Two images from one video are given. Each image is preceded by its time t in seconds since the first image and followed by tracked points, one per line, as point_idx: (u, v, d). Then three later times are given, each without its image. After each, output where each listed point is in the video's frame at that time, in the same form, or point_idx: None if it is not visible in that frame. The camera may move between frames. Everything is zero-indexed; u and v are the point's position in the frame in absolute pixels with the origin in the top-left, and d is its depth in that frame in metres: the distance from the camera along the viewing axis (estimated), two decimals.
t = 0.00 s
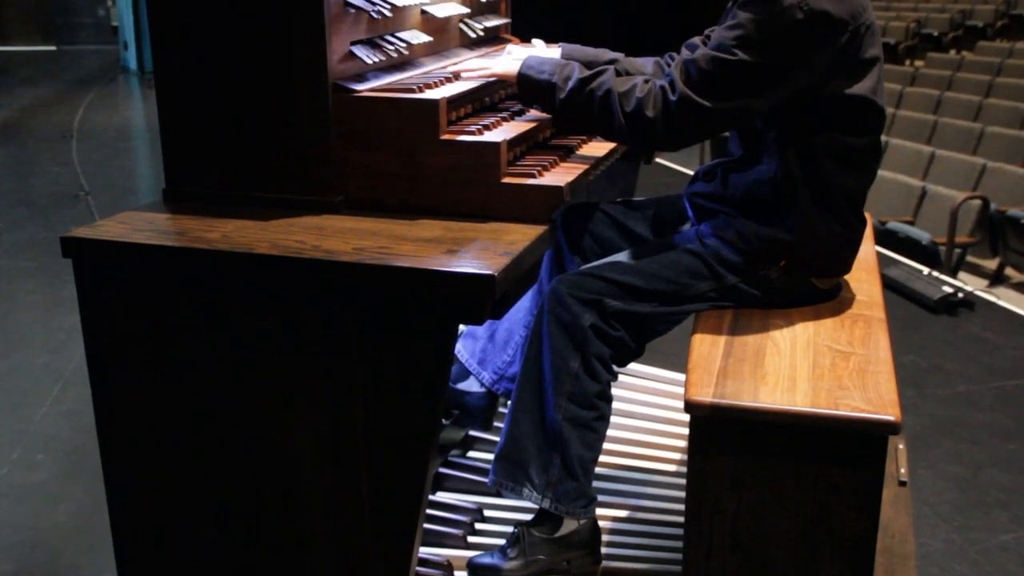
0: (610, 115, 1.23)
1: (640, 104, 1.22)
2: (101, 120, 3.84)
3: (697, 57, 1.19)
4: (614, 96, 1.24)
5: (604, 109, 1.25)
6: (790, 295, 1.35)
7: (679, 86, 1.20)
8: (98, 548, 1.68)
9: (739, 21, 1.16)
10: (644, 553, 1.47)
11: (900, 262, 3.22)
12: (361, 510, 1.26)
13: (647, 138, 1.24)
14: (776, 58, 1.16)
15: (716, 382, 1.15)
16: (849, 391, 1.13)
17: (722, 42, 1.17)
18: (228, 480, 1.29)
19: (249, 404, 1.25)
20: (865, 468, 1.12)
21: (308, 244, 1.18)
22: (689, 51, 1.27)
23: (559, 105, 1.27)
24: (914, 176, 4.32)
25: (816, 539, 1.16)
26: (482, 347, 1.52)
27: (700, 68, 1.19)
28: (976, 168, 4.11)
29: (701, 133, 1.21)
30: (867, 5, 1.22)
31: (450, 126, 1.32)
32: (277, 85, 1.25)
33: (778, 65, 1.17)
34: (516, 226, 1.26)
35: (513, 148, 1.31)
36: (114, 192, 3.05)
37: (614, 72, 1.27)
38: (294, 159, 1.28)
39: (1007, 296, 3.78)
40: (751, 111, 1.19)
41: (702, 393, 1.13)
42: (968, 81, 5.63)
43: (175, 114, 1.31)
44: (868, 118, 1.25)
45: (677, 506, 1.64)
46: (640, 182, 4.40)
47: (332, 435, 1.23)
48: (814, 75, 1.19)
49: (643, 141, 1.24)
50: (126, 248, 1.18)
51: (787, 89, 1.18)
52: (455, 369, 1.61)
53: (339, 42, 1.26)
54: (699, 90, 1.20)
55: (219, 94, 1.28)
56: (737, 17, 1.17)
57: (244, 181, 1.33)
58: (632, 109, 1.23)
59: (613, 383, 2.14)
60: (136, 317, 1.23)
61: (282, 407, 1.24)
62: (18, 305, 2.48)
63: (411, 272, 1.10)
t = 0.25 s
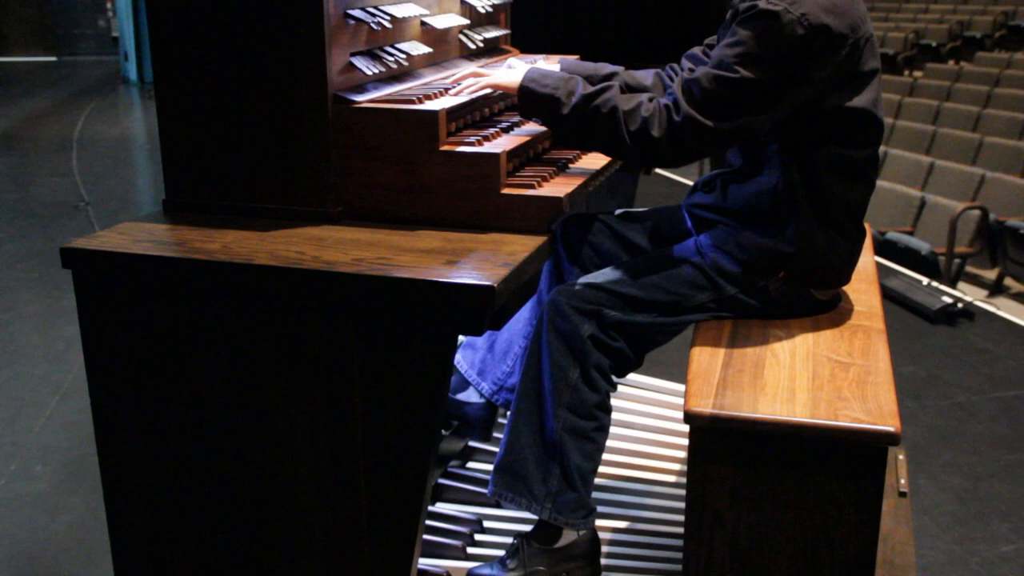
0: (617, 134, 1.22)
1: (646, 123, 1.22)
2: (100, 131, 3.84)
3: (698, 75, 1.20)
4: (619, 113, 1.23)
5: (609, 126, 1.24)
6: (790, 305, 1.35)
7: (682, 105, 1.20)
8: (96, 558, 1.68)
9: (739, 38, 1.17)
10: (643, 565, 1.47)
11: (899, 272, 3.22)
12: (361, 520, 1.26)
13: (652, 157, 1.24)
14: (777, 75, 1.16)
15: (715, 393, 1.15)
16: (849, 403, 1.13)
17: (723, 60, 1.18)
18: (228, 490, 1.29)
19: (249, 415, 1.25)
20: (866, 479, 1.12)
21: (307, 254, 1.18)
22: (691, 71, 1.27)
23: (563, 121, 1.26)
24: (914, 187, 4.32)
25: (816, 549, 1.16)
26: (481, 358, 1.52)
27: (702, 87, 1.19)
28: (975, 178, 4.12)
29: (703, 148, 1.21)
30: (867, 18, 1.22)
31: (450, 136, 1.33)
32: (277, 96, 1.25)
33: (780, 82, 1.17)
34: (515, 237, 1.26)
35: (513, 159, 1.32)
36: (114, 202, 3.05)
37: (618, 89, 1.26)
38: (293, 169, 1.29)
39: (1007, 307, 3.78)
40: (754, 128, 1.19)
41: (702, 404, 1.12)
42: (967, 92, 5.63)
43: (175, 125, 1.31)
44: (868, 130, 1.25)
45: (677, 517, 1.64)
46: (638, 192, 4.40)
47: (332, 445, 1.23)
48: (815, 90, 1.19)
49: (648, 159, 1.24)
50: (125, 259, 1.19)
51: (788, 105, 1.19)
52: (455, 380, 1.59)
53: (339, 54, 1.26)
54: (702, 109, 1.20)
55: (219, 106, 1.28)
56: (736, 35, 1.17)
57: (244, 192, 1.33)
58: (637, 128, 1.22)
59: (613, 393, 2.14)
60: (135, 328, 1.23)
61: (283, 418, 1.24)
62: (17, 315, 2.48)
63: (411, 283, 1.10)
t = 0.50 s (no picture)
0: (619, 142, 1.21)
1: (648, 130, 1.20)
2: (100, 141, 3.84)
3: (702, 83, 1.19)
4: (621, 121, 1.22)
5: (611, 135, 1.23)
6: (790, 317, 1.35)
7: (686, 112, 1.20)
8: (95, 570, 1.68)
9: (744, 47, 1.17)
10: None
11: (899, 283, 3.22)
12: (361, 531, 1.26)
13: (654, 166, 1.22)
14: (780, 84, 1.16)
15: (715, 405, 1.15)
16: (849, 414, 1.13)
17: (728, 68, 1.18)
18: (227, 501, 1.29)
19: (250, 426, 1.25)
20: (866, 491, 1.12)
21: (308, 266, 1.18)
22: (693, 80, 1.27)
23: (565, 129, 1.25)
24: (913, 198, 4.32)
25: (816, 561, 1.15)
26: (480, 369, 1.52)
27: (706, 95, 1.18)
28: (974, 189, 4.12)
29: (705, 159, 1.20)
30: (868, 30, 1.22)
31: (450, 148, 1.33)
32: (278, 108, 1.26)
33: (783, 92, 1.17)
34: (514, 249, 1.26)
35: (511, 171, 1.31)
36: (114, 213, 3.05)
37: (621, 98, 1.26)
38: (294, 181, 1.29)
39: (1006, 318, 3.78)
40: (758, 136, 1.19)
41: (701, 415, 1.12)
42: (965, 103, 5.64)
43: (176, 137, 1.31)
44: (867, 141, 1.25)
45: (677, 528, 1.64)
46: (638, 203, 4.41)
47: (332, 456, 1.23)
48: (819, 99, 1.19)
49: (650, 168, 1.23)
50: (126, 271, 1.19)
51: (791, 115, 1.19)
52: (454, 392, 1.60)
53: (339, 66, 1.26)
54: (705, 117, 1.19)
55: (220, 118, 1.29)
56: (741, 44, 1.17)
57: (244, 204, 1.33)
58: (640, 135, 1.21)
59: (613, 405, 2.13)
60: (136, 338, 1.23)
61: (283, 429, 1.24)
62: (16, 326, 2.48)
63: (411, 294, 1.10)
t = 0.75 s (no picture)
0: (613, 150, 1.22)
1: (642, 139, 1.21)
2: (100, 154, 3.85)
3: (698, 94, 1.19)
4: (615, 129, 1.23)
5: (605, 143, 1.24)
6: (788, 330, 1.35)
7: (681, 122, 1.19)
8: None
9: (741, 60, 1.17)
10: None
11: (898, 296, 3.22)
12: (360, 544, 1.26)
13: (649, 175, 1.22)
14: (776, 96, 1.16)
15: (714, 418, 1.15)
16: (848, 427, 1.13)
17: (723, 80, 1.18)
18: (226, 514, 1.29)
19: (250, 438, 1.25)
20: (865, 504, 1.12)
21: (306, 279, 1.18)
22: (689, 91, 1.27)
23: (559, 134, 1.26)
24: (911, 210, 4.33)
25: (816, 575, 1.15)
26: (479, 383, 1.51)
27: (701, 106, 1.18)
28: (972, 201, 4.13)
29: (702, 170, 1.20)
30: (866, 46, 1.23)
31: (448, 161, 1.33)
32: (277, 122, 1.26)
33: (779, 105, 1.17)
34: (513, 262, 1.26)
35: (508, 185, 1.31)
36: (113, 226, 3.05)
37: (616, 104, 1.25)
38: (293, 194, 1.29)
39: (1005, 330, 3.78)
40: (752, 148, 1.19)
41: (700, 428, 1.12)
42: (963, 115, 5.66)
43: (177, 151, 1.32)
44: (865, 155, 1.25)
45: (676, 542, 1.63)
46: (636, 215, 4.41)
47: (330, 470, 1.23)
48: (815, 113, 1.19)
49: (645, 177, 1.23)
50: (125, 284, 1.19)
51: (786, 127, 1.18)
52: (452, 406, 1.60)
53: (338, 80, 1.27)
54: (699, 127, 1.19)
55: (219, 132, 1.29)
56: (738, 57, 1.18)
57: (243, 217, 1.33)
58: (634, 144, 1.22)
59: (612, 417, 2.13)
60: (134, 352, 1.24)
61: (283, 441, 1.24)
62: (16, 338, 2.48)
63: (409, 307, 1.10)
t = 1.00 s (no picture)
0: (612, 159, 1.22)
1: (641, 149, 1.21)
2: (100, 165, 3.85)
3: (698, 104, 1.20)
4: (615, 139, 1.23)
5: (604, 153, 1.23)
6: (788, 341, 1.35)
7: (681, 131, 1.20)
8: None
9: (742, 70, 1.17)
10: None
11: (897, 306, 3.22)
12: (358, 555, 1.26)
13: (649, 185, 1.22)
14: (776, 107, 1.17)
15: (714, 429, 1.15)
16: (847, 438, 1.12)
17: (724, 90, 1.18)
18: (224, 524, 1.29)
19: (250, 448, 1.25)
20: (864, 515, 1.12)
21: (306, 290, 1.18)
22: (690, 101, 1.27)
23: (557, 145, 1.26)
24: (910, 220, 4.34)
25: None
26: (478, 394, 1.50)
27: (702, 115, 1.18)
28: (971, 212, 4.13)
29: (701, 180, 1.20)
30: (866, 58, 1.23)
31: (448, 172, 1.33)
32: (277, 134, 1.27)
33: (779, 116, 1.18)
34: (513, 273, 1.26)
35: (508, 196, 1.31)
36: (113, 237, 3.05)
37: (615, 116, 1.26)
38: (292, 206, 1.29)
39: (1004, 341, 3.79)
40: (752, 158, 1.19)
41: (700, 439, 1.12)
42: (961, 126, 5.67)
43: (178, 162, 1.33)
44: (864, 166, 1.26)
45: (675, 553, 1.63)
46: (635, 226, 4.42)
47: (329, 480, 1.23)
48: (816, 124, 1.19)
49: (644, 187, 1.23)
50: (124, 295, 1.19)
51: (786, 138, 1.19)
52: (451, 417, 1.56)
53: (338, 91, 1.27)
54: (700, 138, 1.19)
55: (219, 143, 1.30)
56: (739, 67, 1.18)
57: (242, 229, 1.34)
58: (633, 153, 1.22)
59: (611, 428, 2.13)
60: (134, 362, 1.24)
61: (284, 451, 1.24)
62: (16, 348, 2.48)
63: (409, 318, 1.10)
